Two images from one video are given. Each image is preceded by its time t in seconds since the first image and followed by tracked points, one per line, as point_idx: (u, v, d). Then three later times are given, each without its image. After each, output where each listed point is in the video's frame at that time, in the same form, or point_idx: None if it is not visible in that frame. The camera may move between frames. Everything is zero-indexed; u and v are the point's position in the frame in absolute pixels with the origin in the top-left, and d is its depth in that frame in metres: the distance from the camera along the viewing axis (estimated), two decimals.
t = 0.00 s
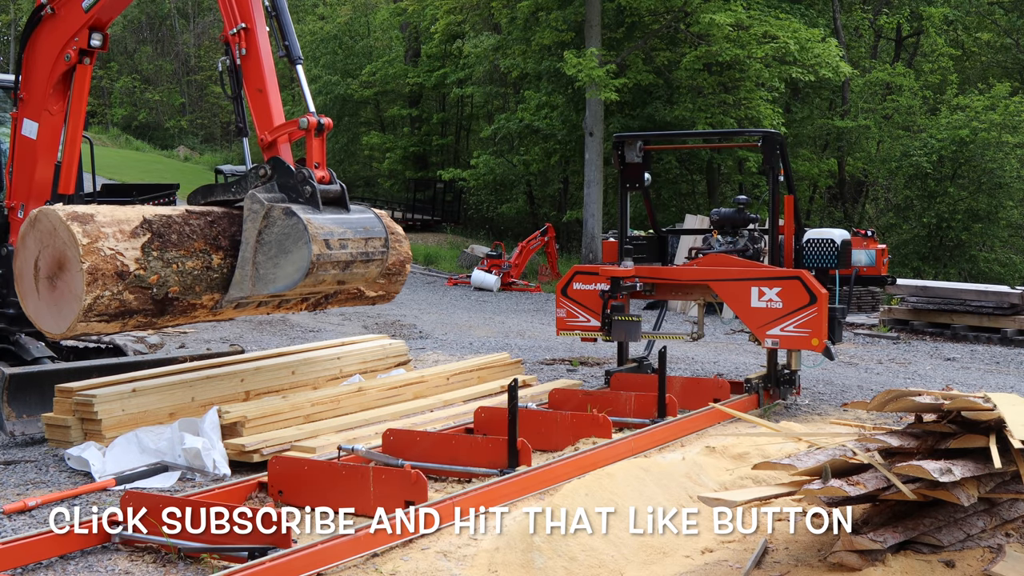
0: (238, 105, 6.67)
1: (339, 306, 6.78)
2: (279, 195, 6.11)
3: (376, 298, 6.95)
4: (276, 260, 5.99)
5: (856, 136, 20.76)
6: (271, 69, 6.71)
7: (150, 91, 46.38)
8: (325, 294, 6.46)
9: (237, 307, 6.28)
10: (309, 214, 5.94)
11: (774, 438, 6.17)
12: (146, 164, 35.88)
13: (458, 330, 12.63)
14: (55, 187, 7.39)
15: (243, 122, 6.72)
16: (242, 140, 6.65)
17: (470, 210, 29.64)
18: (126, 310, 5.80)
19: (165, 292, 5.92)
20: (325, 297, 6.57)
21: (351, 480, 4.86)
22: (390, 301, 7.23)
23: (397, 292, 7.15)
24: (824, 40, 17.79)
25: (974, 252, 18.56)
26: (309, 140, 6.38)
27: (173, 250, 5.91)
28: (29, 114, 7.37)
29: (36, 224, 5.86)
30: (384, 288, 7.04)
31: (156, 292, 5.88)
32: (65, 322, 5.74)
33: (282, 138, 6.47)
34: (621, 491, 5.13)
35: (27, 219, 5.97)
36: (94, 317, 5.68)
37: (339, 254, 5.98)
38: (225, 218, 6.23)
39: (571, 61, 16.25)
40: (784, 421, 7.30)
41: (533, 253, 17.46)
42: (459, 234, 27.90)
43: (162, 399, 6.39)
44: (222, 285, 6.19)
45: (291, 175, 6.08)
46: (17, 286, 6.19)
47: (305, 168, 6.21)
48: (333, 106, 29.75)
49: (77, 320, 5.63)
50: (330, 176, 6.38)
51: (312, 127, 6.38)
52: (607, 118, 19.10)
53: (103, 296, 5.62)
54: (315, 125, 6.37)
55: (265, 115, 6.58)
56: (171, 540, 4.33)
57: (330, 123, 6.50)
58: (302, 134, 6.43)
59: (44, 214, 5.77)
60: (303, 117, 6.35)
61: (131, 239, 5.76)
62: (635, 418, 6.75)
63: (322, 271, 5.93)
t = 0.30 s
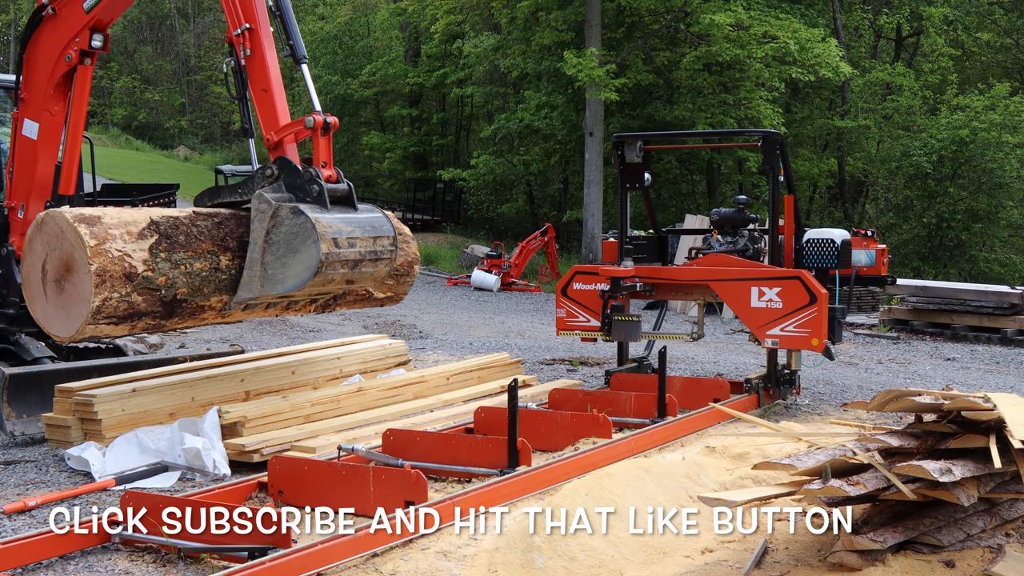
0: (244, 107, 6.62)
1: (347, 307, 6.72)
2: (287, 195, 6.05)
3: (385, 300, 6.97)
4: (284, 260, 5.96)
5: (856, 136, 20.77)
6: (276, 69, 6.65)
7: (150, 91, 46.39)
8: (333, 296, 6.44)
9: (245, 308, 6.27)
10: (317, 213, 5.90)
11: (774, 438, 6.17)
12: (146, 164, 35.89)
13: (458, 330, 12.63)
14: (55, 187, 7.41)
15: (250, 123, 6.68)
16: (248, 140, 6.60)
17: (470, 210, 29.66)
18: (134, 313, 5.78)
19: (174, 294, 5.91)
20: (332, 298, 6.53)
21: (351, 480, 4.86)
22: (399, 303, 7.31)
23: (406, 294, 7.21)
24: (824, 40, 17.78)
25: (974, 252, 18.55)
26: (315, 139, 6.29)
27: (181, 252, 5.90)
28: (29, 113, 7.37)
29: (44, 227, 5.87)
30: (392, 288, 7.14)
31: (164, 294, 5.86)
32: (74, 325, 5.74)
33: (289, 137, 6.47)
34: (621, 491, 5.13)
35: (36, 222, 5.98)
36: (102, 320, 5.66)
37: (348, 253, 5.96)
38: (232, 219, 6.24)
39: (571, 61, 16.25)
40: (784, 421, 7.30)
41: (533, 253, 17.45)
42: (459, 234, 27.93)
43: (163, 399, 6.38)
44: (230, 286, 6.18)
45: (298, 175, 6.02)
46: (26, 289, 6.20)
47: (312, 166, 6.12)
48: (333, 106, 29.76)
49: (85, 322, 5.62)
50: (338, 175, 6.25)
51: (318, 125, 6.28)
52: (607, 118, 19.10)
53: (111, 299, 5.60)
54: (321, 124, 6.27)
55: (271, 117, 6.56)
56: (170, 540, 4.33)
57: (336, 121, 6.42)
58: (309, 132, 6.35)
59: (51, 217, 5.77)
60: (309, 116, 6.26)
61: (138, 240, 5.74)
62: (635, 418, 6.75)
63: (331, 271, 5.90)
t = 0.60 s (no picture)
0: (249, 107, 6.63)
1: (356, 309, 6.80)
2: (294, 195, 6.03)
3: (393, 300, 7.11)
4: (293, 259, 5.90)
5: (856, 136, 20.77)
6: (281, 69, 6.65)
7: (150, 91, 46.38)
8: (342, 296, 6.45)
9: (254, 309, 6.21)
10: (324, 211, 5.86)
11: (774, 438, 6.17)
12: (146, 164, 35.89)
13: (458, 330, 12.63)
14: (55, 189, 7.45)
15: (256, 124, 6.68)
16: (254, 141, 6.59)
17: (470, 210, 29.67)
18: (143, 314, 5.74)
19: (182, 294, 5.86)
20: (341, 299, 6.56)
21: (351, 480, 4.86)
22: (406, 304, 7.42)
23: (412, 294, 7.37)
24: (824, 40, 17.78)
25: (974, 252, 18.55)
26: (322, 138, 6.33)
27: (189, 252, 5.86)
28: (29, 114, 7.37)
29: (51, 229, 5.81)
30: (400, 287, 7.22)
31: (173, 295, 5.82)
32: (83, 327, 5.69)
33: (294, 137, 6.43)
34: (621, 491, 5.13)
35: (42, 224, 5.92)
36: (111, 321, 5.62)
37: (356, 252, 5.92)
38: (239, 219, 6.19)
39: (571, 61, 16.25)
40: (784, 421, 7.30)
41: (533, 253, 17.45)
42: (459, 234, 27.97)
43: (163, 399, 6.38)
44: (238, 287, 6.13)
45: (305, 174, 6.01)
46: (31, 292, 6.13)
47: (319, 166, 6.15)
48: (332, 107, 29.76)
49: (94, 324, 5.58)
50: (344, 174, 6.32)
51: (324, 124, 6.32)
52: (607, 118, 19.10)
53: (119, 300, 5.56)
54: (327, 123, 6.32)
55: (277, 116, 6.55)
56: (170, 540, 4.33)
57: (341, 121, 6.48)
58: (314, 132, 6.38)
59: (58, 219, 5.72)
60: (315, 114, 6.29)
61: (146, 241, 5.70)
62: (635, 418, 6.75)
63: (339, 269, 5.86)
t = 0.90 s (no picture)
0: (255, 108, 6.60)
1: (364, 310, 6.87)
2: (301, 195, 5.99)
3: (401, 301, 7.15)
4: (301, 259, 5.88)
5: (856, 136, 20.77)
6: (286, 69, 6.62)
7: (150, 91, 46.36)
8: (350, 297, 6.50)
9: (262, 310, 6.20)
10: (332, 211, 5.84)
11: (774, 438, 6.17)
12: (146, 164, 35.89)
13: (458, 330, 12.63)
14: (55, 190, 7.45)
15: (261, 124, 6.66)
16: (261, 143, 6.56)
17: (470, 210, 29.69)
18: (152, 316, 5.73)
19: (190, 296, 5.85)
20: (349, 301, 6.63)
21: (351, 481, 4.86)
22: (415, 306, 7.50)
23: (420, 295, 7.38)
24: (824, 40, 17.78)
25: (974, 252, 18.56)
26: (328, 138, 6.28)
27: (197, 254, 5.85)
28: (30, 114, 7.37)
29: (57, 232, 5.79)
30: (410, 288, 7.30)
31: (181, 297, 5.81)
32: (91, 329, 5.66)
33: (301, 137, 6.41)
34: (621, 491, 5.13)
35: (48, 228, 5.90)
36: (119, 323, 5.60)
37: (365, 251, 5.91)
38: (247, 221, 6.21)
39: (571, 61, 16.25)
40: (784, 421, 7.30)
41: (533, 253, 17.45)
42: (459, 235, 28.05)
43: (163, 399, 6.38)
44: (247, 288, 6.13)
45: (312, 174, 5.97)
46: (39, 297, 6.11)
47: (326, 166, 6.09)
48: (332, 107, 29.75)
49: (102, 326, 5.56)
50: (352, 174, 6.26)
51: (330, 124, 6.28)
52: (607, 118, 19.10)
53: (128, 302, 5.55)
54: (333, 122, 6.27)
55: (283, 117, 6.51)
56: (170, 540, 4.33)
57: (348, 120, 6.43)
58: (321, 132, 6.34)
59: (65, 221, 5.70)
60: (322, 114, 6.25)
61: (153, 242, 5.69)
62: (635, 418, 6.75)
63: (348, 268, 5.83)
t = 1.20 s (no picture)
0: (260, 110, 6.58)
1: (372, 311, 6.91)
2: (308, 195, 5.99)
3: (408, 303, 7.25)
4: (309, 259, 5.86)
5: (856, 136, 20.78)
6: (291, 71, 6.61)
7: (150, 91, 46.34)
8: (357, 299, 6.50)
9: (270, 311, 6.20)
10: (340, 210, 5.83)
11: (774, 438, 6.17)
12: (146, 164, 35.89)
13: (458, 330, 12.63)
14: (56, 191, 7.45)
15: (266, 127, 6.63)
16: (266, 145, 6.53)
17: (470, 210, 29.70)
18: (160, 318, 5.70)
19: (198, 297, 5.83)
20: (356, 302, 6.65)
21: (351, 481, 4.86)
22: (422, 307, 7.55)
23: (428, 296, 7.47)
24: (824, 40, 17.78)
25: (974, 252, 18.56)
26: (334, 138, 6.32)
27: (204, 255, 5.82)
28: (30, 114, 7.37)
29: (64, 235, 5.76)
30: (418, 289, 7.37)
31: (189, 298, 5.78)
32: (99, 332, 5.63)
33: (307, 138, 6.41)
34: (621, 492, 5.13)
35: (55, 231, 5.87)
36: (128, 326, 5.57)
37: (373, 250, 5.88)
38: (253, 222, 6.15)
39: (571, 61, 16.25)
40: (784, 421, 7.30)
41: (533, 253, 17.43)
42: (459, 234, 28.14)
43: (162, 399, 6.37)
44: (254, 290, 6.10)
45: (319, 174, 5.98)
46: (46, 300, 6.08)
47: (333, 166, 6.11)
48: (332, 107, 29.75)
49: (111, 329, 5.52)
50: (358, 174, 6.31)
51: (337, 124, 6.31)
52: (607, 118, 19.10)
53: (136, 304, 5.52)
54: (339, 122, 6.30)
55: (288, 118, 6.52)
56: (170, 540, 4.33)
57: (353, 120, 6.48)
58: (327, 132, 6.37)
59: (72, 224, 5.68)
60: (328, 114, 6.27)
61: (161, 244, 5.67)
62: (635, 418, 6.75)
63: (356, 268, 5.81)
